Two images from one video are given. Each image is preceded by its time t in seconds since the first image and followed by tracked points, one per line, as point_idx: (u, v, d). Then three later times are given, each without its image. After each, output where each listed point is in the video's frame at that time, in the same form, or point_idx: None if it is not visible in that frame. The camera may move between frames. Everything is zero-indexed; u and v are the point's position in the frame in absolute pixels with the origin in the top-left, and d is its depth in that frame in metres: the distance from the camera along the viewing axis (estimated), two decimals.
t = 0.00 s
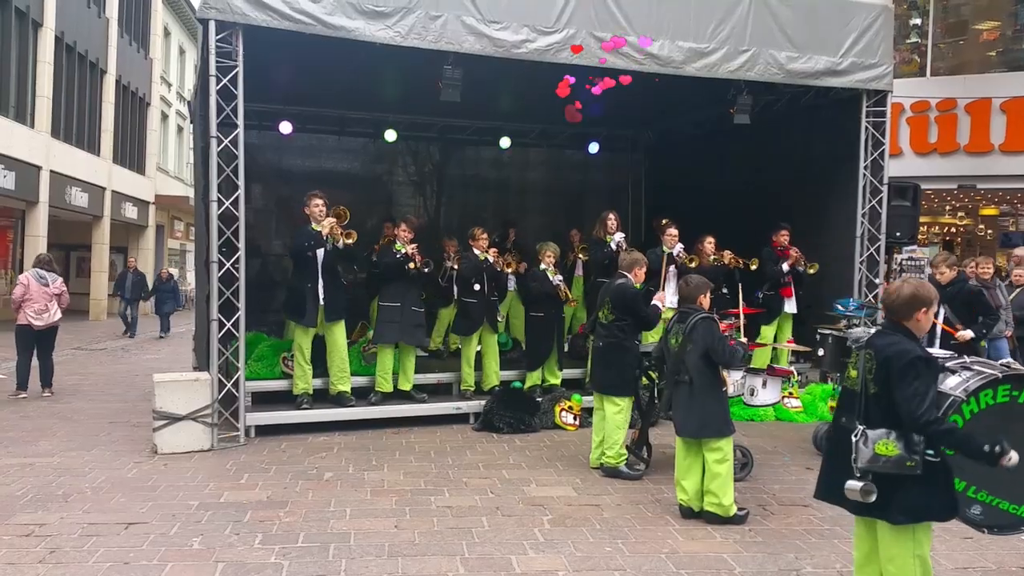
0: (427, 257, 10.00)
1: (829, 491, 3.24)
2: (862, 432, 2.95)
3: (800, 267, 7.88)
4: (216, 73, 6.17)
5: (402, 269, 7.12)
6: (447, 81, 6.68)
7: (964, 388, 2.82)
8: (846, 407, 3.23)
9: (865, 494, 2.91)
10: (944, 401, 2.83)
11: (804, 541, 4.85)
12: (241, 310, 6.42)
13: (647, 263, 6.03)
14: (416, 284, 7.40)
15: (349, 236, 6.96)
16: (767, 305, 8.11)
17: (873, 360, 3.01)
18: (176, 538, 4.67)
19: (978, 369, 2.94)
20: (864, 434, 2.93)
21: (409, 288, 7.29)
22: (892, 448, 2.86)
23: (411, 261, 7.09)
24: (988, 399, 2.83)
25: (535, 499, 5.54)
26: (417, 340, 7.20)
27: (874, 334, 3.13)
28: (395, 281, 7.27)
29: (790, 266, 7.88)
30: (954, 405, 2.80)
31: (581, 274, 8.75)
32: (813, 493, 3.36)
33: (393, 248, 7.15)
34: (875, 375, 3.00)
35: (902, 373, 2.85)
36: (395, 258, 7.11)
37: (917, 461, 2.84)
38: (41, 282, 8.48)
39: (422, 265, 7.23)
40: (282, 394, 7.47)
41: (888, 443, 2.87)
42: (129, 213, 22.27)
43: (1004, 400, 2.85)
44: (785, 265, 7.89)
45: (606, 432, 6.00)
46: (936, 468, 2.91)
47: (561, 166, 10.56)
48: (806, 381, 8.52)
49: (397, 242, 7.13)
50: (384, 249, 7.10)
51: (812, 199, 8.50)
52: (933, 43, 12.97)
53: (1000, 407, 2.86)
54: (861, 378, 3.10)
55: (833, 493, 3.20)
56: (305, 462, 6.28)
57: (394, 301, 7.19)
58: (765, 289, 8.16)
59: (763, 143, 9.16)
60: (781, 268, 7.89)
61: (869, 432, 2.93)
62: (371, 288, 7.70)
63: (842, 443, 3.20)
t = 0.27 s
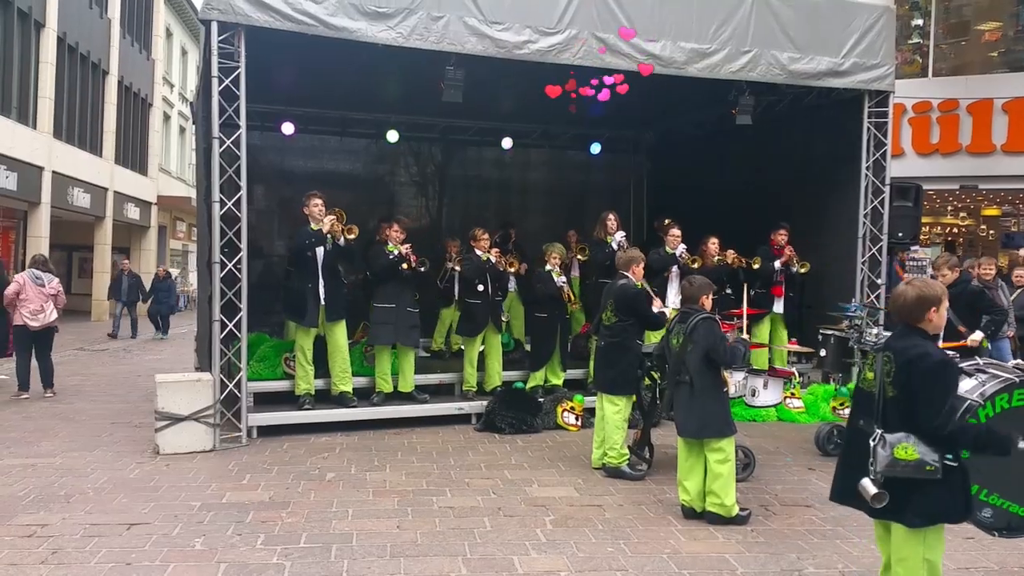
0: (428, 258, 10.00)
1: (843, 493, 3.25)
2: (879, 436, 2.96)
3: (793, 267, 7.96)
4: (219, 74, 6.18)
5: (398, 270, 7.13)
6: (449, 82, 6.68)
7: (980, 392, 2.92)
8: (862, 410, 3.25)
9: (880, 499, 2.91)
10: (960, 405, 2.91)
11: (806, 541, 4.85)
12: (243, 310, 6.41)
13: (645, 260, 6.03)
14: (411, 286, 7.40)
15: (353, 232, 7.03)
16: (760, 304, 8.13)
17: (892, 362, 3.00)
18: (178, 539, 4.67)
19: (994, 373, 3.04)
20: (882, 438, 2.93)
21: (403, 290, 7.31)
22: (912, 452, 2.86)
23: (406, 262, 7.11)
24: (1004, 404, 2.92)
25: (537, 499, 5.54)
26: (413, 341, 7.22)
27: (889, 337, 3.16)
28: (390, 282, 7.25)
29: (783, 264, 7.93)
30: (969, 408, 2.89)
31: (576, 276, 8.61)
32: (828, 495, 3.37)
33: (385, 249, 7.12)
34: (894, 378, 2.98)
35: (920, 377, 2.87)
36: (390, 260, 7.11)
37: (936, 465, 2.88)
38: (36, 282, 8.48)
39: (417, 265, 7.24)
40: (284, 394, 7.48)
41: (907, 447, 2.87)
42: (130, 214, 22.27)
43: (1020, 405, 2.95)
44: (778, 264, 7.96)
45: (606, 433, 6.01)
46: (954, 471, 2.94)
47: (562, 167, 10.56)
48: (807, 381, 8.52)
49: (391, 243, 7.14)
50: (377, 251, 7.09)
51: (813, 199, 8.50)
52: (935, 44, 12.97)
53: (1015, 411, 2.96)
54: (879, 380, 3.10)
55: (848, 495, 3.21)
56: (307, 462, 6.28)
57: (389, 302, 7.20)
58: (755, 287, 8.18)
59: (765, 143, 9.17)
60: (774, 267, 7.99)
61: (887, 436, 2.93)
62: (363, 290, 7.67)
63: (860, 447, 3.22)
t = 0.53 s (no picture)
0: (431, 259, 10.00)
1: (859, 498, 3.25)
2: (900, 437, 2.99)
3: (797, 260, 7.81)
4: (222, 75, 6.18)
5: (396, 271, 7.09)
6: (451, 83, 6.69)
7: (992, 395, 2.99)
8: (875, 412, 3.25)
9: (899, 500, 2.92)
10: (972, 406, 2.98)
11: (808, 542, 4.85)
12: (245, 311, 6.41)
13: (649, 262, 6.01)
14: (409, 286, 7.43)
15: (356, 233, 6.76)
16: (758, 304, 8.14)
17: (908, 364, 3.03)
18: (181, 540, 4.67)
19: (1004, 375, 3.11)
20: (903, 438, 2.96)
21: (401, 290, 7.33)
22: (934, 452, 2.89)
23: (404, 263, 7.05)
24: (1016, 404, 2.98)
25: (539, 500, 5.55)
26: (413, 342, 7.24)
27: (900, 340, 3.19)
28: (388, 283, 7.27)
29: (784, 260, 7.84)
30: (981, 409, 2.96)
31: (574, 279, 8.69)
32: (844, 501, 3.38)
33: (380, 251, 7.07)
34: (910, 380, 3.01)
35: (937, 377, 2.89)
36: (387, 261, 7.05)
37: (959, 465, 2.88)
38: (34, 284, 8.51)
39: (414, 265, 7.21)
40: (286, 395, 7.49)
41: (929, 447, 2.89)
42: (132, 214, 22.27)
43: None
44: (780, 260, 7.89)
45: (609, 434, 6.02)
46: (975, 471, 2.95)
47: (564, 167, 10.56)
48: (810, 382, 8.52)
49: (386, 244, 7.07)
50: (371, 253, 7.04)
51: (814, 200, 8.51)
52: (937, 45, 12.99)
53: None
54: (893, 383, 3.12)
55: (864, 500, 3.21)
56: (310, 463, 6.29)
57: (388, 304, 7.22)
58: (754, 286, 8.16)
59: (767, 144, 9.17)
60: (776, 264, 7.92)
61: (908, 437, 2.95)
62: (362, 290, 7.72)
63: (875, 449, 3.22)
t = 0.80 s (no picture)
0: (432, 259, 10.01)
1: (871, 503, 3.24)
2: (912, 442, 2.98)
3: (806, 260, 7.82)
4: (223, 77, 6.18)
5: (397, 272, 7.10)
6: (452, 84, 6.69)
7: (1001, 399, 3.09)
8: (887, 418, 3.25)
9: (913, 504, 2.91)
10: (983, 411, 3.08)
11: (809, 543, 4.85)
12: (247, 312, 6.41)
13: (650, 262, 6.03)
14: (410, 286, 7.41)
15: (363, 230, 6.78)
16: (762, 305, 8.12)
17: (917, 368, 3.04)
18: (182, 541, 4.68)
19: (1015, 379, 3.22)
20: (915, 443, 2.95)
21: (402, 291, 7.32)
22: (946, 455, 2.88)
23: (405, 263, 7.05)
24: None
25: (540, 501, 5.54)
26: (416, 342, 7.24)
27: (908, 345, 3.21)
28: (390, 284, 7.24)
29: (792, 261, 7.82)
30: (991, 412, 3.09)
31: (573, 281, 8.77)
32: (857, 507, 3.36)
33: (381, 252, 7.07)
34: (920, 384, 3.02)
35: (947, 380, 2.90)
36: (388, 263, 7.07)
37: (970, 467, 2.88)
38: (32, 285, 8.51)
39: (416, 266, 7.21)
40: (287, 396, 7.49)
41: (941, 451, 2.88)
42: (134, 215, 22.29)
43: None
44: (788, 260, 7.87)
45: (610, 434, 6.02)
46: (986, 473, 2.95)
47: (565, 168, 10.56)
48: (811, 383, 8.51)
49: (386, 246, 7.08)
50: (373, 254, 7.04)
51: (814, 201, 8.51)
52: (939, 45, 12.96)
53: None
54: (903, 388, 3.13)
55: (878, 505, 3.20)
56: (311, 464, 6.29)
57: (392, 305, 7.21)
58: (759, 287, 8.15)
59: (768, 144, 9.16)
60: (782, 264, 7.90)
61: (919, 440, 2.95)
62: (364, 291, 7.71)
63: (887, 455, 3.21)
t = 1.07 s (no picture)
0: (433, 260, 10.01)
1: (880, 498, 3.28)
2: (920, 439, 3.01)
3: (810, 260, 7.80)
4: (224, 78, 6.19)
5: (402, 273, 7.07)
6: (453, 84, 6.69)
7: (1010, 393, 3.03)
8: (896, 415, 3.28)
9: (921, 501, 2.95)
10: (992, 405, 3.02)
11: (811, 544, 4.85)
12: (248, 314, 6.41)
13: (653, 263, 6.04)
14: (416, 286, 7.38)
15: (371, 229, 6.83)
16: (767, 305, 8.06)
17: (926, 366, 3.05)
18: (185, 542, 4.68)
19: None
20: (923, 441, 2.98)
21: (409, 292, 7.27)
22: (955, 452, 2.92)
23: (410, 264, 7.04)
24: None
25: (542, 502, 5.55)
26: (423, 343, 7.24)
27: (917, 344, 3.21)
28: (396, 285, 7.21)
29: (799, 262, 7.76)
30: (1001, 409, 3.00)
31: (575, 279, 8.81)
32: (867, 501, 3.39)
33: (386, 253, 7.06)
34: (929, 382, 3.03)
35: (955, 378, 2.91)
36: (394, 263, 7.04)
37: (978, 465, 2.93)
38: (38, 287, 8.48)
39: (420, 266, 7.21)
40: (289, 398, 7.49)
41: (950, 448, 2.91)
42: (135, 216, 22.29)
43: None
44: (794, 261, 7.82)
45: (612, 435, 6.03)
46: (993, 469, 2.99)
47: (566, 168, 10.56)
48: (812, 384, 8.51)
49: (392, 246, 7.07)
50: (380, 254, 7.03)
51: (815, 201, 8.52)
52: (940, 46, 12.97)
53: None
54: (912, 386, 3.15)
55: (886, 500, 3.23)
56: (313, 465, 6.29)
57: (399, 305, 7.18)
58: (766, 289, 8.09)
59: (770, 145, 9.16)
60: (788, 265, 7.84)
61: (928, 438, 2.97)
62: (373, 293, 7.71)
63: (896, 451, 3.24)
